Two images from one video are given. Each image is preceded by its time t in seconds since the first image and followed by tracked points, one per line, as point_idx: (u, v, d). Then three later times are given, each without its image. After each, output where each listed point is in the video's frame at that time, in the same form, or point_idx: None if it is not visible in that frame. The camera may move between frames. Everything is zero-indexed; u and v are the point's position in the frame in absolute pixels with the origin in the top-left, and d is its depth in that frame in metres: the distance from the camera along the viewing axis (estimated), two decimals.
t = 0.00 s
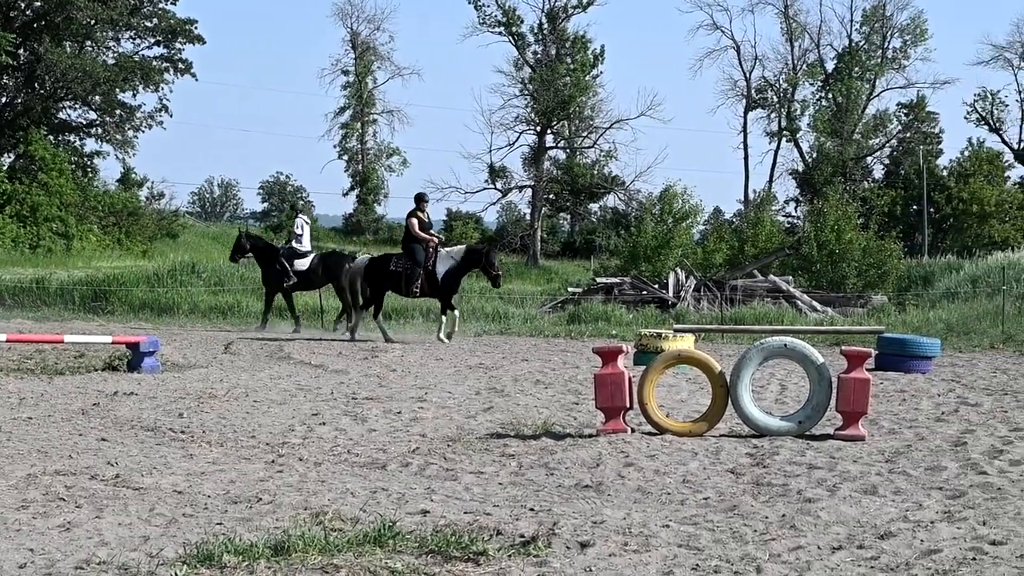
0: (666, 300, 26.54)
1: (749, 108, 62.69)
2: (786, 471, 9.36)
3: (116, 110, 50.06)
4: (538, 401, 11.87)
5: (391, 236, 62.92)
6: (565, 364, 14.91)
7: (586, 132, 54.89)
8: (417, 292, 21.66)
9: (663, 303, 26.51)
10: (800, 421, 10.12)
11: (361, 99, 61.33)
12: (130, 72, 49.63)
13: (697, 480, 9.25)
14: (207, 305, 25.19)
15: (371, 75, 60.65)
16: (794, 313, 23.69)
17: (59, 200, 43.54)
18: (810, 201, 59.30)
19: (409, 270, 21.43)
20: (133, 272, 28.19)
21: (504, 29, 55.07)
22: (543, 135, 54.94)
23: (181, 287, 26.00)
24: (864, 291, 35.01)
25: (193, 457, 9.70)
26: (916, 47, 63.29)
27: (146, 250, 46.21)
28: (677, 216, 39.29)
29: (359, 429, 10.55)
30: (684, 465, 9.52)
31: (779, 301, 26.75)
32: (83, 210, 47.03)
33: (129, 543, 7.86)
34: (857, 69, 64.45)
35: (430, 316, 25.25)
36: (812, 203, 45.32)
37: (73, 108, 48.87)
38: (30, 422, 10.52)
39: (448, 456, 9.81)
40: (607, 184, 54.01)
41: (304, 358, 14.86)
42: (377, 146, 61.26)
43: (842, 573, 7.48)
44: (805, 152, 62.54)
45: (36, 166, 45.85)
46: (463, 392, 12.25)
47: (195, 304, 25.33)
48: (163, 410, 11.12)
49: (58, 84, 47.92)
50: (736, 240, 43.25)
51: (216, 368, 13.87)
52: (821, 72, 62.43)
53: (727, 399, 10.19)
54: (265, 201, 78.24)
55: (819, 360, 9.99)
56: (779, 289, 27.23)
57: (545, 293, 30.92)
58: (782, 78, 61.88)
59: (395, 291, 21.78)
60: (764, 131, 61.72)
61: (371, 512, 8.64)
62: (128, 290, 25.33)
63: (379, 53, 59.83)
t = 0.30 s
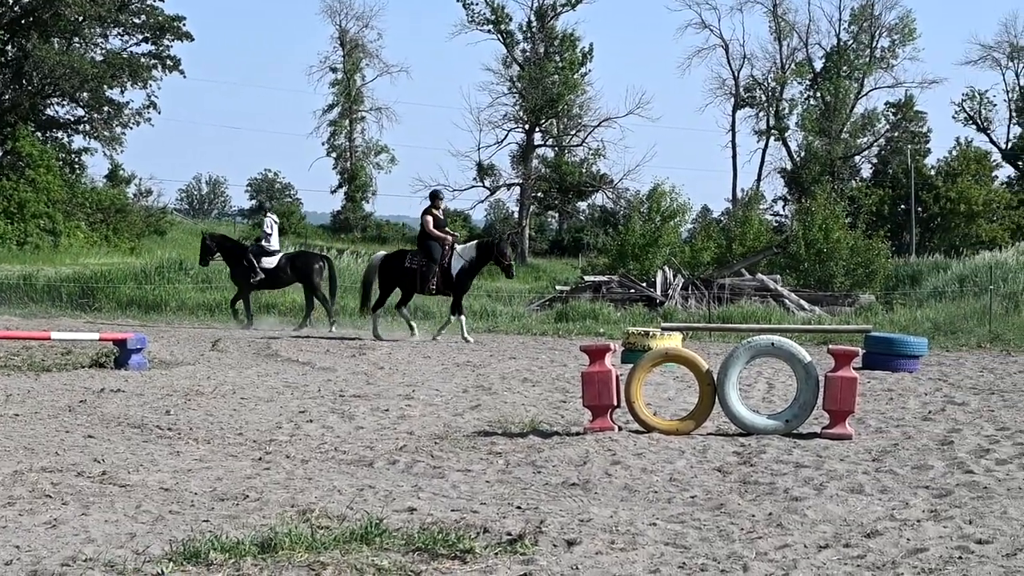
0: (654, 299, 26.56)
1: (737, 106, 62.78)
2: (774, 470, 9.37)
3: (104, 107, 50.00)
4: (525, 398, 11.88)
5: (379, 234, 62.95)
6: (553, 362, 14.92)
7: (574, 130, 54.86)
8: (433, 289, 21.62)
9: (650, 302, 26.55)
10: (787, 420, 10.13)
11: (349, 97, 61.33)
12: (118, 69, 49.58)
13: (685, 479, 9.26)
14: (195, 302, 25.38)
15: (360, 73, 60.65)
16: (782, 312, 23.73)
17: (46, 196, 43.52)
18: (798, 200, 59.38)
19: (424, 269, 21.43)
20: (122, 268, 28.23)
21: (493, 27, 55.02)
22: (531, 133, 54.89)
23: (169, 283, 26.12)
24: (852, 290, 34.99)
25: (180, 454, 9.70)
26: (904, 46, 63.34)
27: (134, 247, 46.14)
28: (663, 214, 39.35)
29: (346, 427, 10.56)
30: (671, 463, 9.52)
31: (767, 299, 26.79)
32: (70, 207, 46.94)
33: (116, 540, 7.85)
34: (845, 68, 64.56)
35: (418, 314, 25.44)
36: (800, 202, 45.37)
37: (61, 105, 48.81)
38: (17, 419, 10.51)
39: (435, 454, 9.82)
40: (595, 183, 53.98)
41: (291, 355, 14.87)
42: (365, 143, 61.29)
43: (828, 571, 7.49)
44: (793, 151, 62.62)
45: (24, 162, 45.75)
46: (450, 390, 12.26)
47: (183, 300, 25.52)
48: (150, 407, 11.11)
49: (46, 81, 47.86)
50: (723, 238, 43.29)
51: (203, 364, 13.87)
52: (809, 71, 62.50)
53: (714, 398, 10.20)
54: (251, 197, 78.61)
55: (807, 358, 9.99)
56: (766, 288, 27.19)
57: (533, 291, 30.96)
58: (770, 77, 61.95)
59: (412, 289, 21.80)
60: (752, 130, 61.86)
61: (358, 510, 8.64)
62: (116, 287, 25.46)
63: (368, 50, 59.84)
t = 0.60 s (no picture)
0: (644, 297, 26.64)
1: (728, 105, 62.79)
2: (762, 469, 9.38)
3: (95, 102, 49.93)
4: (515, 396, 11.88)
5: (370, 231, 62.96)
6: (543, 360, 14.94)
7: (565, 128, 54.77)
8: (449, 288, 21.67)
9: (641, 300, 26.63)
10: (776, 419, 10.14)
11: (340, 94, 61.32)
12: (109, 64, 49.49)
13: (673, 477, 9.26)
14: (185, 298, 25.45)
15: (351, 69, 60.63)
16: (772, 311, 23.82)
17: (37, 191, 43.48)
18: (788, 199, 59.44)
19: (440, 268, 21.46)
20: (112, 263, 28.20)
21: (484, 24, 54.93)
22: (522, 131, 54.85)
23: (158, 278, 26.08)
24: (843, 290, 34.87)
25: (168, 450, 9.69)
26: (895, 46, 63.34)
27: (124, 243, 46.04)
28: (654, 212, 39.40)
29: (335, 424, 10.55)
30: (660, 462, 9.53)
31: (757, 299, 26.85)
32: (61, 202, 46.83)
33: (104, 536, 7.84)
34: (836, 68, 64.43)
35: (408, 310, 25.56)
36: (791, 201, 45.37)
37: (52, 100, 48.74)
38: (6, 414, 10.51)
39: (424, 451, 9.81)
40: (586, 181, 53.93)
41: (281, 351, 14.87)
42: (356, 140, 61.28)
43: (816, 570, 7.49)
44: (784, 150, 62.63)
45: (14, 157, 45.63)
46: (440, 387, 12.27)
47: (173, 296, 25.56)
48: (140, 402, 11.10)
49: (37, 76, 47.79)
50: (714, 237, 43.31)
51: (193, 360, 13.86)
52: (800, 71, 62.53)
53: (703, 397, 10.21)
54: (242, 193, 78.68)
55: (796, 357, 10.00)
56: (757, 287, 26.98)
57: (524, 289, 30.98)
58: (761, 76, 61.98)
59: (429, 288, 21.84)
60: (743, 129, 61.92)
61: (346, 507, 8.63)
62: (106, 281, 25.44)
63: (359, 47, 59.82)
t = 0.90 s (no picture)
0: (638, 294, 26.64)
1: (722, 102, 62.78)
2: (756, 466, 9.38)
3: (88, 99, 49.89)
4: (509, 393, 11.88)
5: (363, 228, 63.03)
6: (537, 356, 14.95)
7: (560, 126, 54.77)
8: (470, 285, 21.54)
9: (635, 297, 26.63)
10: (770, 417, 10.15)
11: (334, 91, 61.33)
12: (102, 61, 49.43)
13: (667, 474, 9.26)
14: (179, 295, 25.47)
15: (345, 66, 60.63)
16: (767, 309, 23.94)
17: (30, 187, 43.43)
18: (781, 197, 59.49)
19: (462, 264, 21.36)
20: (106, 260, 28.23)
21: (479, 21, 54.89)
22: (516, 127, 54.86)
23: (153, 275, 26.05)
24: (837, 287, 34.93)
25: (162, 446, 9.69)
26: (889, 44, 63.33)
27: (118, 240, 46.00)
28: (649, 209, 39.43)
29: (329, 420, 10.56)
30: (654, 458, 9.53)
31: (751, 296, 26.88)
32: (54, 198, 46.78)
33: (97, 531, 7.84)
34: (831, 65, 64.71)
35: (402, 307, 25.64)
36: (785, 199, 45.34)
37: (46, 97, 48.71)
38: None
39: (418, 447, 9.81)
40: (580, 178, 53.85)
41: (275, 348, 14.88)
42: (350, 137, 61.28)
43: (810, 567, 7.50)
44: (778, 147, 62.65)
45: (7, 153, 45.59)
46: (433, 384, 12.29)
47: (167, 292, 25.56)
48: (133, 398, 11.10)
49: (31, 72, 47.77)
50: (708, 234, 43.37)
51: (187, 357, 13.89)
52: (795, 68, 62.58)
53: (697, 394, 10.21)
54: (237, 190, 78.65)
55: (790, 354, 10.00)
56: (750, 284, 27.31)
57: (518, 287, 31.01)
58: (756, 73, 61.98)
59: (451, 285, 21.73)
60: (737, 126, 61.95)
61: (340, 503, 8.64)
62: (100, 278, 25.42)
63: (353, 44, 59.82)
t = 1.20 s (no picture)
0: (611, 291, 26.54)
1: (695, 99, 62.81)
2: (729, 461, 9.41)
3: (62, 95, 49.64)
4: (482, 389, 11.91)
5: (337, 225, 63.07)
6: (510, 353, 14.99)
7: (533, 122, 54.77)
8: (471, 282, 21.55)
9: (607, 293, 26.52)
10: (742, 412, 10.19)
11: (308, 87, 61.24)
12: (75, 57, 49.18)
13: (640, 470, 9.29)
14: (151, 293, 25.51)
15: (319, 62, 60.55)
16: (738, 304, 24.33)
17: None
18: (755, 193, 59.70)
19: (462, 260, 21.34)
20: (80, 258, 28.28)
21: (452, 17, 54.76)
22: (490, 124, 54.80)
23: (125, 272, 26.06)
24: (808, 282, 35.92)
25: (134, 444, 9.69)
26: (861, 40, 63.42)
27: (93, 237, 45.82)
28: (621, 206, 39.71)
29: (302, 417, 10.57)
30: (627, 455, 9.56)
31: (723, 292, 26.76)
32: (27, 195, 46.53)
33: (69, 530, 7.83)
34: (803, 62, 64.83)
35: (374, 305, 25.61)
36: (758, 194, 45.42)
37: (20, 94, 48.47)
38: None
39: (391, 444, 9.82)
40: (553, 175, 53.71)
41: (247, 345, 14.88)
42: (325, 133, 61.20)
43: (782, 562, 7.52)
44: (751, 144, 62.69)
45: None
46: (407, 381, 12.31)
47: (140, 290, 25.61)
48: (105, 396, 11.09)
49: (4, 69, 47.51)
50: (680, 231, 43.53)
51: (160, 354, 13.90)
52: (767, 64, 62.68)
53: (670, 390, 10.24)
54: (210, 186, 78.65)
55: (762, 350, 10.03)
56: (723, 280, 27.22)
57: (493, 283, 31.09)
58: (728, 70, 62.02)
59: (451, 281, 21.71)
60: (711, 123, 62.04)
61: (313, 500, 8.64)
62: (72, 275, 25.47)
63: (326, 40, 59.71)
